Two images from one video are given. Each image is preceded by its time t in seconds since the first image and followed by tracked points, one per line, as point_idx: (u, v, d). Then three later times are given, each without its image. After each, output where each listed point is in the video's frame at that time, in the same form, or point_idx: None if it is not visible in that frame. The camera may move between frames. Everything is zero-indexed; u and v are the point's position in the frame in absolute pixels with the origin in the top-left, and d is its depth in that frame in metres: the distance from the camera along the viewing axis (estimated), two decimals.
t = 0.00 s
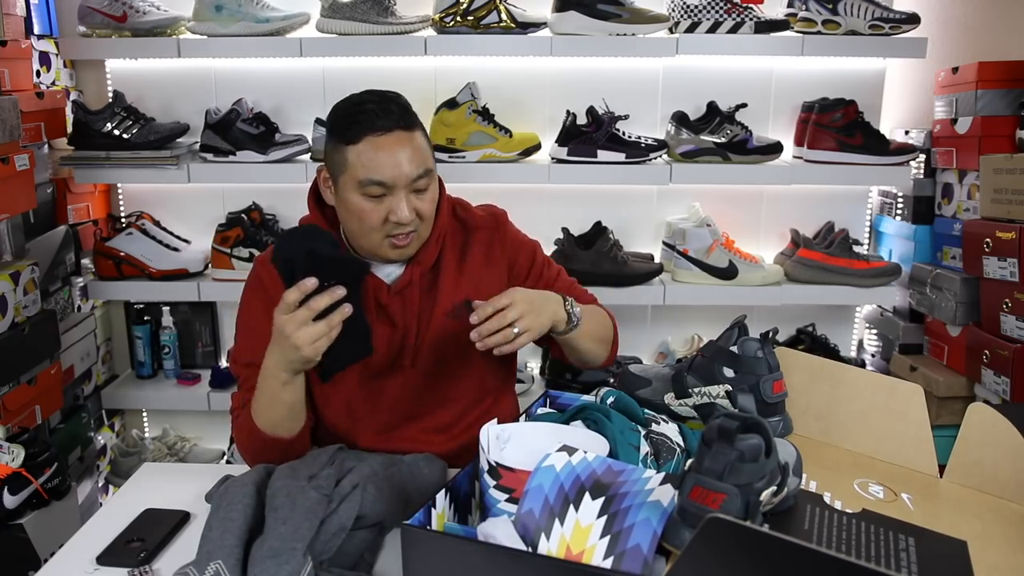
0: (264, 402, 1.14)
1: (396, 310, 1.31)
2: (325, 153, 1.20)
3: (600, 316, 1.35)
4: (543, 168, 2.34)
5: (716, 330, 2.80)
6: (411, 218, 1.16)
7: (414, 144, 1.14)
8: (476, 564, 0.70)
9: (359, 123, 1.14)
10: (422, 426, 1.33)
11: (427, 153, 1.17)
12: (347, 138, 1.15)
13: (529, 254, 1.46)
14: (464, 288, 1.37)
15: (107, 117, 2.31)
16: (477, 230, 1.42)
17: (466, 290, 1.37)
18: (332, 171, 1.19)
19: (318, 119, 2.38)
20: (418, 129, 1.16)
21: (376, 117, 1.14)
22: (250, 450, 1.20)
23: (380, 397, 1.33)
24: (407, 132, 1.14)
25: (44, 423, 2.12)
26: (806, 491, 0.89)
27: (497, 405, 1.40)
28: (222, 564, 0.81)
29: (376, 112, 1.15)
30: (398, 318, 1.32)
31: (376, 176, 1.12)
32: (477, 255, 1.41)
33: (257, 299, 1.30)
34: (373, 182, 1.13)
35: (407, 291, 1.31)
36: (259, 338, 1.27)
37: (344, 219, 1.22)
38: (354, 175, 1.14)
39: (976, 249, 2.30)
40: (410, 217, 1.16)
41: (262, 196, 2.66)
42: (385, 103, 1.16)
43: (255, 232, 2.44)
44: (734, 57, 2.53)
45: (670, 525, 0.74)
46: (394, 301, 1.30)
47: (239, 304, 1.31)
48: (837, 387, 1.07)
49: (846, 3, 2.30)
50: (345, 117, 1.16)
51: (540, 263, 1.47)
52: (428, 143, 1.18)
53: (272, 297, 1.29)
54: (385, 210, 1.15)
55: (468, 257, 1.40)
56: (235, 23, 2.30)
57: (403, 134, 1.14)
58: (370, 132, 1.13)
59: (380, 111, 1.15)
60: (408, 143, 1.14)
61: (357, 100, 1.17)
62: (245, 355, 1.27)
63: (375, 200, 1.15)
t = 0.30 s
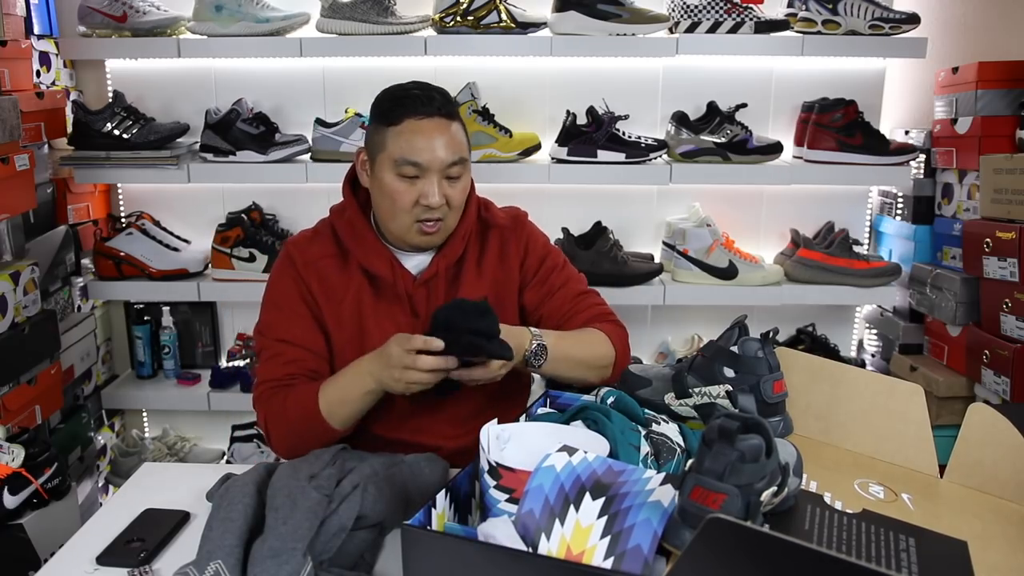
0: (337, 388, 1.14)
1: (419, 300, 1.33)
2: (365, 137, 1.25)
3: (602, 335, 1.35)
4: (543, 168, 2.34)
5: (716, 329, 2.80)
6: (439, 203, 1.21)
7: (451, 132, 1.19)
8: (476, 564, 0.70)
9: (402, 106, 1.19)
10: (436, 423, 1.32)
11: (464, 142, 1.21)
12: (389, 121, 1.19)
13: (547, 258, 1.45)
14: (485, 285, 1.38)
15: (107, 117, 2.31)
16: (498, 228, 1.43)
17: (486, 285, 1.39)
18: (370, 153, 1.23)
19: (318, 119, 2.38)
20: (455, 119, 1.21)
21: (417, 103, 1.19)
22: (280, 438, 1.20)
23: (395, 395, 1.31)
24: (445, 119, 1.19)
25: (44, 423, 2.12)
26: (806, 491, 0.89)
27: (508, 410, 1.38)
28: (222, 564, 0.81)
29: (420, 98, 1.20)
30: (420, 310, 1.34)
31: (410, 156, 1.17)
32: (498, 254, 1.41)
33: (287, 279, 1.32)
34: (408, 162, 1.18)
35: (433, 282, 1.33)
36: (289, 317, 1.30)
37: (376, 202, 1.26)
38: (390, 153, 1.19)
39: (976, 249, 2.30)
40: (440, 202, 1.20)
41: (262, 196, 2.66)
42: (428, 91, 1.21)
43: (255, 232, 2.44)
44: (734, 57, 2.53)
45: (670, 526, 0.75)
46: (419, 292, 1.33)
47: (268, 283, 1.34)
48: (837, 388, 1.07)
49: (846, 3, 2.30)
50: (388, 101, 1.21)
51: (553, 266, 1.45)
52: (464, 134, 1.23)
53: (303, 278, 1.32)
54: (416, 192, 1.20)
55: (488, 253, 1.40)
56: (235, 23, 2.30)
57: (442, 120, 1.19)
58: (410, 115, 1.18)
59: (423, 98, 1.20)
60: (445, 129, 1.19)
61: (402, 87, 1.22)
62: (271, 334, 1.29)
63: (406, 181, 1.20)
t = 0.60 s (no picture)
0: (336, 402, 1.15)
1: (428, 297, 1.33)
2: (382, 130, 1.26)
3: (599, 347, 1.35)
4: (543, 168, 2.34)
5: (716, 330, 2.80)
6: (452, 196, 1.21)
7: (467, 128, 1.20)
8: (476, 564, 0.70)
9: (419, 100, 1.20)
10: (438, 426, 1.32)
11: (479, 137, 1.22)
12: (406, 115, 1.20)
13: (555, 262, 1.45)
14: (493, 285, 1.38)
15: (107, 117, 2.31)
16: (509, 229, 1.43)
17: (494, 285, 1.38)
18: (387, 147, 1.25)
19: (318, 119, 2.38)
20: (472, 115, 1.22)
21: (434, 97, 1.20)
22: (288, 435, 1.20)
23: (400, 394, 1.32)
24: (460, 114, 1.20)
25: (44, 423, 2.12)
26: (806, 491, 0.89)
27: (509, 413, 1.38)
28: (222, 564, 0.81)
29: (437, 93, 1.21)
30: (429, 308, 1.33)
31: (425, 148, 1.18)
32: (507, 255, 1.41)
33: (298, 275, 1.33)
34: (423, 155, 1.19)
35: (442, 279, 1.33)
36: (298, 313, 1.30)
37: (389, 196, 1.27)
38: (405, 145, 1.20)
39: (976, 249, 2.30)
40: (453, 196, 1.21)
41: (262, 197, 2.66)
42: (446, 87, 1.22)
43: (255, 232, 2.44)
44: (734, 57, 2.53)
45: (670, 526, 0.75)
46: (429, 289, 1.32)
47: (278, 279, 1.34)
48: (837, 388, 1.07)
49: (846, 2, 2.30)
50: (407, 95, 1.22)
51: (561, 269, 1.45)
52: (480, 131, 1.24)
53: (313, 273, 1.33)
54: (428, 183, 1.20)
55: (496, 253, 1.40)
56: (235, 23, 2.29)
57: (458, 114, 1.20)
58: (426, 109, 1.19)
59: (441, 93, 1.21)
60: (461, 124, 1.20)
61: (421, 82, 1.23)
62: (280, 329, 1.30)
63: (420, 173, 1.20)
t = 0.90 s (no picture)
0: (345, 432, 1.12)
1: (431, 294, 1.33)
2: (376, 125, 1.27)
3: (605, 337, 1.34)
4: (543, 168, 2.34)
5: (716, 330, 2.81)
6: (445, 185, 1.21)
7: (455, 117, 1.21)
8: (476, 564, 0.70)
9: (407, 92, 1.22)
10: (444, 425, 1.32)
11: (469, 126, 1.24)
12: (397, 107, 1.22)
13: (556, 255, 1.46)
14: (494, 280, 1.38)
15: (107, 117, 2.31)
16: (508, 224, 1.44)
17: (496, 281, 1.38)
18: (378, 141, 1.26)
19: (318, 119, 2.38)
20: (462, 104, 1.24)
21: (422, 89, 1.22)
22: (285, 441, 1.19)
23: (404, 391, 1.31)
24: (449, 103, 1.22)
25: (44, 423, 2.12)
26: (806, 491, 0.89)
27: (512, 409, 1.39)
28: (222, 564, 0.81)
29: (427, 84, 1.22)
30: (431, 305, 1.33)
31: (415, 137, 1.20)
32: (507, 250, 1.42)
33: (298, 278, 1.32)
34: (412, 144, 1.20)
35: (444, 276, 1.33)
36: (299, 315, 1.30)
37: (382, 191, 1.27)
38: (394, 136, 1.21)
39: (976, 249, 2.30)
40: (447, 184, 1.21)
41: (262, 197, 2.66)
42: (435, 79, 1.24)
43: (255, 232, 2.44)
44: (734, 57, 2.53)
45: (670, 526, 0.75)
46: (432, 286, 1.32)
47: (278, 283, 1.34)
48: (837, 388, 1.07)
49: (846, 3, 2.30)
50: (398, 89, 1.24)
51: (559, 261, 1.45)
52: (471, 120, 1.25)
53: (312, 275, 1.32)
54: (416, 171, 1.20)
55: (497, 249, 1.40)
56: (235, 23, 2.30)
57: (447, 103, 1.21)
58: (416, 99, 1.21)
59: (430, 84, 1.22)
60: (449, 112, 1.21)
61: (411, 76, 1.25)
62: (280, 334, 1.29)
63: (409, 162, 1.21)
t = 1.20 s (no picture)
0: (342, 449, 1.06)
1: (421, 296, 1.33)
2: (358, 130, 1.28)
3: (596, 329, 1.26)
4: (543, 168, 2.34)
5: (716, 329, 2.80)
6: (427, 181, 1.21)
7: (433, 111, 1.21)
8: (476, 564, 0.70)
9: (382, 91, 1.22)
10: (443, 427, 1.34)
11: (447, 120, 1.24)
12: (374, 107, 1.22)
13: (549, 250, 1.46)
14: (485, 278, 1.38)
15: (107, 117, 2.31)
16: (498, 221, 1.44)
17: (487, 280, 1.38)
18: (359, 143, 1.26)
19: (318, 119, 2.38)
20: (439, 99, 1.24)
21: (397, 87, 1.22)
22: (279, 448, 1.17)
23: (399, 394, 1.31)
24: (426, 98, 1.22)
25: (44, 423, 2.12)
26: (806, 491, 0.89)
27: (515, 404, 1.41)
28: (221, 563, 0.81)
29: (402, 81, 1.22)
30: (422, 306, 1.33)
31: (392, 135, 1.20)
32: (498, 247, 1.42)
33: (286, 285, 1.33)
34: (389, 142, 1.20)
35: (433, 277, 1.34)
36: (289, 322, 1.30)
37: (367, 193, 1.27)
38: (372, 136, 1.21)
39: (976, 249, 2.30)
40: (429, 181, 1.21)
41: (262, 196, 2.66)
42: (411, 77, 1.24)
43: (255, 232, 2.44)
44: (734, 57, 2.53)
45: (671, 526, 0.75)
46: (423, 288, 1.33)
47: (268, 291, 1.34)
48: (837, 388, 1.07)
49: (846, 3, 2.30)
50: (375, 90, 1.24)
51: (549, 255, 1.42)
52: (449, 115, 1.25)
53: (301, 281, 1.33)
54: (397, 169, 1.20)
55: (487, 247, 1.40)
56: (235, 23, 2.30)
57: (423, 99, 1.22)
58: (393, 97, 1.21)
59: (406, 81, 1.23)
60: (425, 107, 1.21)
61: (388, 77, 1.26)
62: (272, 342, 1.30)
63: (388, 160, 1.21)
